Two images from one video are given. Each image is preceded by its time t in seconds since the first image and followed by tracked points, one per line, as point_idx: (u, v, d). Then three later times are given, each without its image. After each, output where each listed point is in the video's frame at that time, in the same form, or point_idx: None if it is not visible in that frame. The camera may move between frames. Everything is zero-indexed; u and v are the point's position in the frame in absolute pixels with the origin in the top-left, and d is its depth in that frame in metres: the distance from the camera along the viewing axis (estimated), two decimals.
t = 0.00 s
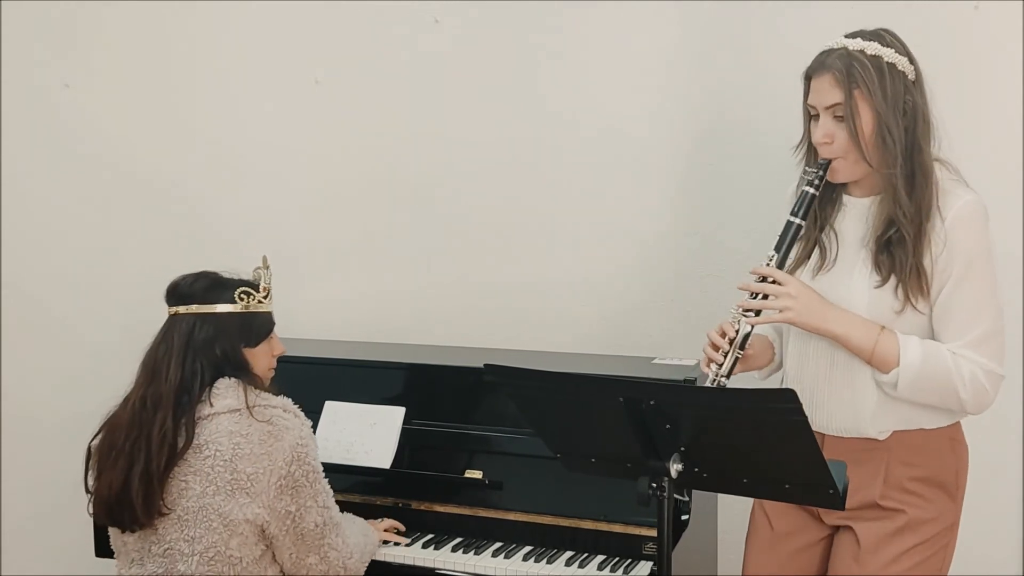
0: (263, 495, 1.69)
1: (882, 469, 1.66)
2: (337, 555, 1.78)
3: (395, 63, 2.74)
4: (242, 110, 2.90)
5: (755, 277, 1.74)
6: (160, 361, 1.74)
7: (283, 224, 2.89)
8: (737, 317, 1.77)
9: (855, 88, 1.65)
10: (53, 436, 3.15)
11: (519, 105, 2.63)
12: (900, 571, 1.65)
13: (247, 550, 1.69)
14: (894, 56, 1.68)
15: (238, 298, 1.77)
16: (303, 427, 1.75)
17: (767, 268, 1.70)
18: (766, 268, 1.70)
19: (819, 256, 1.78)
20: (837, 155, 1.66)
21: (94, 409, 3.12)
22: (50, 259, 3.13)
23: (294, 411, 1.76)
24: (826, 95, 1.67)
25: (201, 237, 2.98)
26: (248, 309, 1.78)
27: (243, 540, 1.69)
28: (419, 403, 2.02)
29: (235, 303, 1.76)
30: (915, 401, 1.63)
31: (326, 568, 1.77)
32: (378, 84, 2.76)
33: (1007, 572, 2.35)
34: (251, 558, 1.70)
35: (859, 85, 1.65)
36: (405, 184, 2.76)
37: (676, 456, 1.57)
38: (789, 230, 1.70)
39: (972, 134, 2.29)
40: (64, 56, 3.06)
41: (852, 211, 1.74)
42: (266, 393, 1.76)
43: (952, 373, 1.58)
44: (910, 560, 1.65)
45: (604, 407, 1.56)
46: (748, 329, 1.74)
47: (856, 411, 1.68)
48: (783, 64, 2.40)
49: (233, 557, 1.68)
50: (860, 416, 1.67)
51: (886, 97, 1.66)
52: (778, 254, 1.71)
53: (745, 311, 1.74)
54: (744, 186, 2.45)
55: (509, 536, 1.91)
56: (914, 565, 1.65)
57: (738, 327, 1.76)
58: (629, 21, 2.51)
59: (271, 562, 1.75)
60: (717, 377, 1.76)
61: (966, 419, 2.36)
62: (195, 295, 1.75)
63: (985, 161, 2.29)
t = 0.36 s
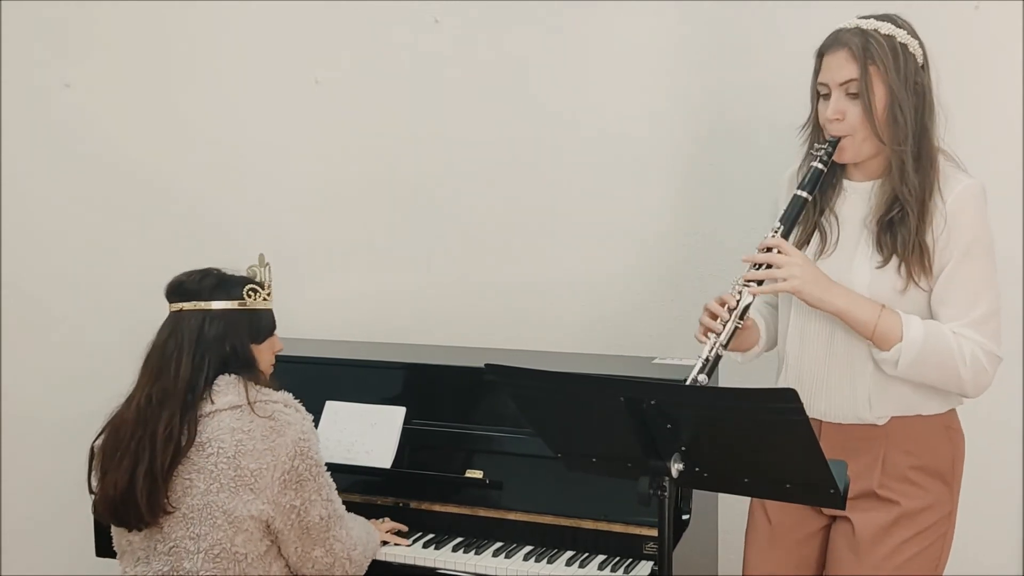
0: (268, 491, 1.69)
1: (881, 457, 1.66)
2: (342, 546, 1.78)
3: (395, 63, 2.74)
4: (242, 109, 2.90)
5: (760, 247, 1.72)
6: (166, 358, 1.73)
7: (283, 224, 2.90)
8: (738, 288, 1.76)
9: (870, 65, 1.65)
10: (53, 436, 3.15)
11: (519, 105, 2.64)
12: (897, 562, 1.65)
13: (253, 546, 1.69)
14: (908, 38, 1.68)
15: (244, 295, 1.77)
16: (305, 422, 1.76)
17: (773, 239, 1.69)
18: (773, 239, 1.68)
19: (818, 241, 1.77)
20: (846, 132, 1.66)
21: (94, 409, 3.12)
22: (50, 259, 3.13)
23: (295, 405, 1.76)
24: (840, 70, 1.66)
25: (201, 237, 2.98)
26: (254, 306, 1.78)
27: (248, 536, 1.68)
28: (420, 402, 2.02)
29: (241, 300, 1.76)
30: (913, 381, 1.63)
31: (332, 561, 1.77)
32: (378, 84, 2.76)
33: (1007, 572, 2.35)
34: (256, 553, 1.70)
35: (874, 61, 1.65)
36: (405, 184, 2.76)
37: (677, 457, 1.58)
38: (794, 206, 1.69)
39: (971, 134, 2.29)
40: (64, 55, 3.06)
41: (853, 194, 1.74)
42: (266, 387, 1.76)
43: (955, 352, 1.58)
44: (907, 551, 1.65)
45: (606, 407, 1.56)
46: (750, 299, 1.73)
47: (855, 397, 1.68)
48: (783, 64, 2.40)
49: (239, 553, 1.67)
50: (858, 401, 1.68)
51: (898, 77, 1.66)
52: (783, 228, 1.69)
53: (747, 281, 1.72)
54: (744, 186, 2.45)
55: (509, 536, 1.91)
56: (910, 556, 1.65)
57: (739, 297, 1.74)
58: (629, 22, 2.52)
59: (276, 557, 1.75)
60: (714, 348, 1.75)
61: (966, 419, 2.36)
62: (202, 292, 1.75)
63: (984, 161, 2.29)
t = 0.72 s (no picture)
0: (264, 495, 1.69)
1: (871, 442, 1.74)
2: (343, 538, 1.78)
3: (395, 63, 2.74)
4: (242, 109, 2.90)
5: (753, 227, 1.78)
6: (166, 354, 1.69)
7: (283, 224, 2.89)
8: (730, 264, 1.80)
9: (869, 52, 1.73)
10: (54, 436, 3.15)
11: (520, 105, 2.64)
12: (893, 544, 1.74)
13: (252, 550, 1.69)
14: (905, 28, 1.76)
15: (241, 289, 1.77)
16: (296, 420, 1.75)
17: (766, 219, 1.75)
18: (767, 218, 1.75)
19: (810, 225, 1.86)
20: (842, 117, 1.74)
21: (94, 409, 3.11)
22: (50, 259, 3.12)
23: (286, 405, 1.76)
24: (840, 56, 1.74)
25: (201, 237, 2.98)
26: (249, 300, 1.79)
27: (247, 540, 1.69)
28: (420, 403, 2.02)
29: (240, 294, 1.76)
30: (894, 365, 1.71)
31: (334, 553, 1.77)
32: (379, 84, 2.76)
33: (1007, 572, 2.35)
34: (256, 556, 1.70)
35: (871, 49, 1.73)
36: (405, 184, 2.76)
37: (679, 456, 1.58)
38: (788, 185, 1.75)
39: (970, 134, 2.29)
40: (64, 55, 3.05)
41: (846, 180, 1.82)
42: (256, 388, 1.76)
43: (937, 335, 1.66)
44: (902, 533, 1.74)
45: (608, 407, 1.56)
46: (742, 276, 1.78)
47: (842, 379, 1.75)
48: (783, 63, 2.40)
49: (238, 558, 1.68)
50: (844, 384, 1.75)
51: (895, 66, 1.74)
52: (777, 207, 1.76)
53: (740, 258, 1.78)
54: (744, 185, 2.45)
55: (510, 536, 1.92)
56: (905, 537, 1.74)
57: (731, 273, 1.79)
58: (629, 22, 2.52)
59: (277, 554, 1.75)
60: (706, 322, 1.78)
61: (967, 419, 2.36)
62: (201, 288, 1.73)
63: (984, 161, 2.29)
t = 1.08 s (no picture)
0: (260, 500, 1.68)
1: (864, 434, 1.76)
2: (341, 534, 1.78)
3: (395, 63, 2.74)
4: (241, 109, 2.90)
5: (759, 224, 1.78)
6: (159, 358, 1.69)
7: (283, 224, 2.89)
8: (740, 261, 1.81)
9: (864, 54, 1.75)
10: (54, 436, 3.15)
11: (520, 105, 2.64)
12: (889, 533, 1.76)
13: (249, 555, 1.69)
14: (896, 30, 1.78)
15: (232, 288, 1.78)
16: (289, 424, 1.74)
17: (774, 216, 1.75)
18: (774, 214, 1.75)
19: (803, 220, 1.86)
20: (840, 118, 1.76)
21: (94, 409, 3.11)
22: (50, 259, 3.12)
23: (279, 408, 1.75)
24: (836, 58, 1.76)
25: (201, 237, 2.98)
26: (239, 299, 1.79)
27: (244, 546, 1.68)
28: (423, 403, 2.03)
29: (231, 292, 1.77)
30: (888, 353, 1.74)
31: (333, 552, 1.77)
32: (378, 84, 2.76)
33: (1007, 572, 2.36)
34: (253, 561, 1.70)
35: (867, 50, 1.75)
36: (405, 184, 2.76)
37: (681, 456, 1.58)
38: (792, 184, 1.75)
39: (971, 134, 2.30)
40: (63, 55, 3.05)
41: (839, 178, 1.83)
42: (248, 393, 1.74)
43: (943, 325, 1.68)
44: (898, 522, 1.76)
45: (609, 407, 1.56)
46: (754, 271, 1.79)
47: (838, 369, 1.77)
48: (783, 64, 2.40)
49: (235, 564, 1.67)
50: (840, 375, 1.76)
51: (889, 67, 1.76)
52: (782, 204, 1.76)
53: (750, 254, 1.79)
54: (744, 185, 2.45)
55: (511, 537, 1.92)
56: (901, 527, 1.76)
57: (743, 270, 1.80)
58: (630, 21, 2.52)
59: (275, 557, 1.75)
60: (719, 318, 1.79)
61: (967, 419, 2.36)
62: (193, 287, 1.73)
63: (984, 161, 2.30)
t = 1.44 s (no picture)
0: (257, 501, 1.68)
1: (858, 424, 1.85)
2: (340, 537, 1.77)
3: (395, 63, 2.74)
4: (241, 108, 2.91)
5: (767, 225, 1.83)
6: (160, 359, 1.70)
7: (283, 224, 2.89)
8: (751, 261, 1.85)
9: (854, 55, 1.85)
10: (54, 437, 3.15)
11: (520, 105, 2.64)
12: (884, 518, 1.85)
13: (247, 555, 1.69)
14: (880, 32, 1.89)
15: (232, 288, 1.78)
16: (288, 425, 1.74)
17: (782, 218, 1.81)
18: (783, 217, 1.80)
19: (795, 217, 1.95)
20: (833, 116, 1.85)
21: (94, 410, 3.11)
22: (50, 259, 3.12)
23: (279, 409, 1.74)
24: (828, 59, 1.85)
25: (201, 237, 2.98)
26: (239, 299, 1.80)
27: (242, 546, 1.68)
28: (425, 403, 2.03)
29: (231, 293, 1.77)
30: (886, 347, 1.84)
31: (332, 553, 1.76)
32: (379, 84, 2.76)
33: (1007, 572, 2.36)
34: (251, 561, 1.69)
35: (857, 51, 1.85)
36: (405, 184, 2.77)
37: (682, 455, 1.58)
38: (793, 182, 1.82)
39: (971, 134, 2.30)
40: (63, 55, 3.06)
41: (827, 175, 1.92)
42: (247, 394, 1.74)
43: (943, 318, 1.79)
44: (892, 509, 1.85)
45: (609, 406, 1.56)
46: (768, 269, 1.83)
47: (835, 362, 1.85)
48: (783, 63, 2.40)
49: (233, 564, 1.67)
50: (836, 368, 1.85)
51: (877, 67, 1.86)
52: (787, 203, 1.82)
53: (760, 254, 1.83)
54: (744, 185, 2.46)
55: (512, 536, 1.92)
56: (895, 513, 1.86)
57: (756, 269, 1.84)
58: (630, 21, 2.52)
59: (273, 558, 1.74)
60: (738, 318, 1.84)
61: (968, 419, 2.37)
62: (195, 288, 1.73)
63: (984, 161, 2.30)
